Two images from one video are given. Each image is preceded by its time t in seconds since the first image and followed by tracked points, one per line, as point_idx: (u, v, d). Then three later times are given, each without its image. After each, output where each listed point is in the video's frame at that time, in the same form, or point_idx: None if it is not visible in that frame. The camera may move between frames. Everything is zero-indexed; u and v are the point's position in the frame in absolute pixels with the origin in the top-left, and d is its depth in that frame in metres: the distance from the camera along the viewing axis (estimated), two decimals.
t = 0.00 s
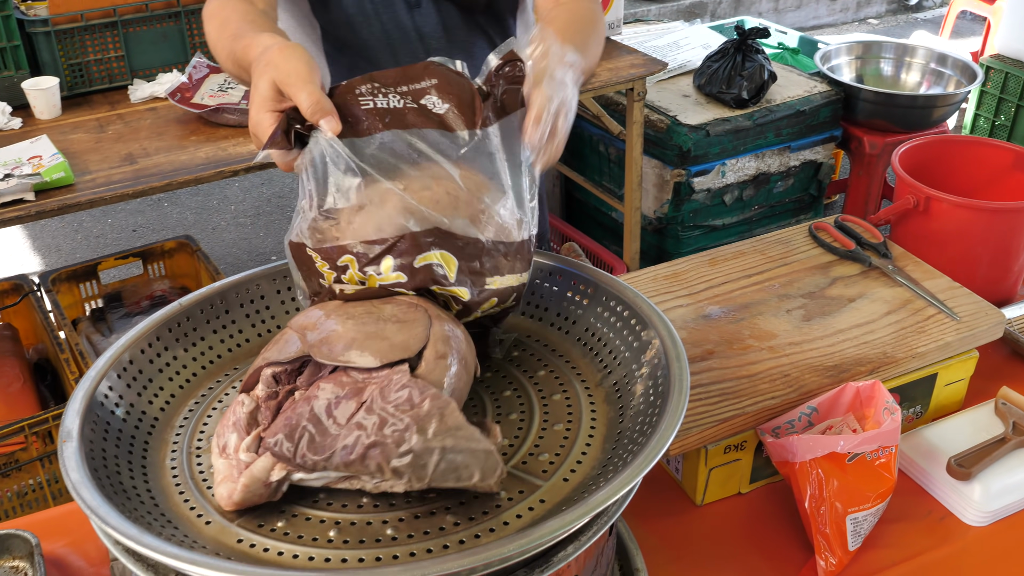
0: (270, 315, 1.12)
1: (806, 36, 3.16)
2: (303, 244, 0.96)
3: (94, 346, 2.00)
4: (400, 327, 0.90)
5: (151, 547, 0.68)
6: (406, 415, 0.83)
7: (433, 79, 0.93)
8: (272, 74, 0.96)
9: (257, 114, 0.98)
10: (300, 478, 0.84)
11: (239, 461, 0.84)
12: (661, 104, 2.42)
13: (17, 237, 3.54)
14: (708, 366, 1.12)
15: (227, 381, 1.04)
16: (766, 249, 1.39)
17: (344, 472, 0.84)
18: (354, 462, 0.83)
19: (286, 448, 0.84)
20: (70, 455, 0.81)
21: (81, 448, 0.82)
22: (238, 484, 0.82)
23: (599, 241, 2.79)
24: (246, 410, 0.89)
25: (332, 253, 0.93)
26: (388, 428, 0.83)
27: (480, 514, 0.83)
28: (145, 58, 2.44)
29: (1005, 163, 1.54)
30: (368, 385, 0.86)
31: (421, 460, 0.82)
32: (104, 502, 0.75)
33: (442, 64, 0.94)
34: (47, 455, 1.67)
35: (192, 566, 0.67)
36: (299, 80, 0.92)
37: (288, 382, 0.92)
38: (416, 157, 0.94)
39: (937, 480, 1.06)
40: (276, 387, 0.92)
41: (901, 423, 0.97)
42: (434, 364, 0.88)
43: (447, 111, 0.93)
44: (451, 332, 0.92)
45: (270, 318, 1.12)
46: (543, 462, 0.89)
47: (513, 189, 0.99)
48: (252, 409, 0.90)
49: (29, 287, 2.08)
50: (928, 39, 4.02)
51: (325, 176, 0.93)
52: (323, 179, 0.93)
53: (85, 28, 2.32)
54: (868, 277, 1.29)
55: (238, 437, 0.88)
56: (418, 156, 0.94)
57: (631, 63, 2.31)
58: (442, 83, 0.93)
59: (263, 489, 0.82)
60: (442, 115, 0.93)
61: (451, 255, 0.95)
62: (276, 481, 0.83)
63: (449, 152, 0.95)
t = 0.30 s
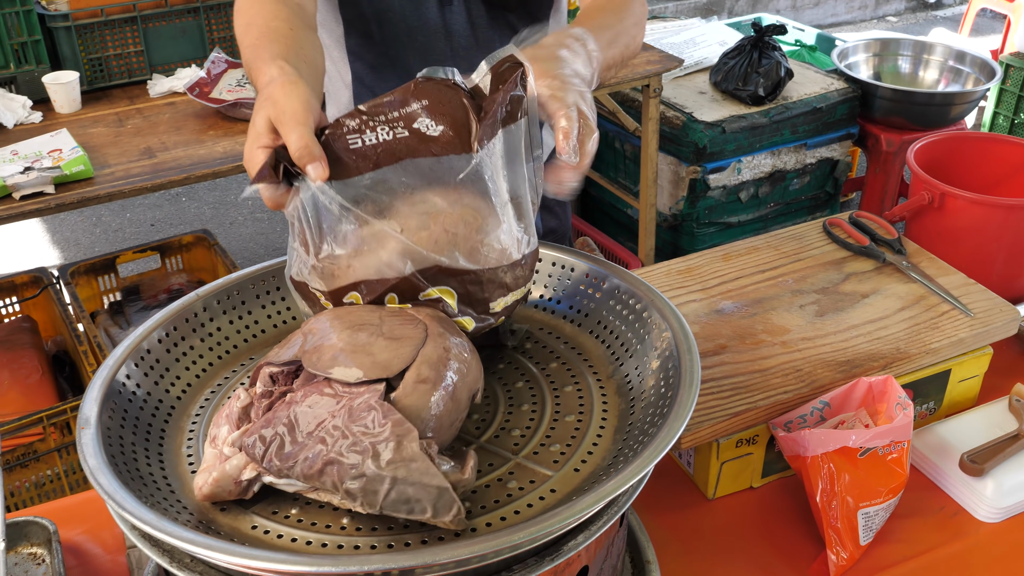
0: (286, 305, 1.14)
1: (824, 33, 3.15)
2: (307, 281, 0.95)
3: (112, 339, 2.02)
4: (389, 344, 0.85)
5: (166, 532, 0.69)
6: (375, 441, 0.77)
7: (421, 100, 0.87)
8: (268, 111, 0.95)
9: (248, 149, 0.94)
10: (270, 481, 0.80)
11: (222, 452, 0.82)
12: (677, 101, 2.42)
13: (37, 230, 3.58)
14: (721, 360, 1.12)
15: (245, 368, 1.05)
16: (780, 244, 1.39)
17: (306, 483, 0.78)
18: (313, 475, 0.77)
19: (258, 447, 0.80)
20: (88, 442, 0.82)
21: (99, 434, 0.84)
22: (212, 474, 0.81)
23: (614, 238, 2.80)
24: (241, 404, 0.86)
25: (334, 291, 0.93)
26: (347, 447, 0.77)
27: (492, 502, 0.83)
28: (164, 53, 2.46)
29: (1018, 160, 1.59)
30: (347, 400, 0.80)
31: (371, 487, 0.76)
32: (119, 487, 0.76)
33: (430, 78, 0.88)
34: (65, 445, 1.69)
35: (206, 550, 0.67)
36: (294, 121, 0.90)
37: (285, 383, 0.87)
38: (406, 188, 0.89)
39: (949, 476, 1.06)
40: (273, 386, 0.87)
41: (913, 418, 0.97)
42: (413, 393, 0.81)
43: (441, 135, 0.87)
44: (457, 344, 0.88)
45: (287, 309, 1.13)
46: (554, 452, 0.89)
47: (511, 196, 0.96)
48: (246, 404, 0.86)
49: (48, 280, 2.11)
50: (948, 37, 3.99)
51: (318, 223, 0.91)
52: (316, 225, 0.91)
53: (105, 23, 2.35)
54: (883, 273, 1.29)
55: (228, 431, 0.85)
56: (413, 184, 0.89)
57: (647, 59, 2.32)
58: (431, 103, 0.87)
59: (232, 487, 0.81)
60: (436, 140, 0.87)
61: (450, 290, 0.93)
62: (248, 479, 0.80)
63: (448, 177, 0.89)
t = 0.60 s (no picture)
0: (299, 302, 1.15)
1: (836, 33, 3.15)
2: (334, 285, 0.93)
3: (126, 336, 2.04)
4: (390, 354, 0.82)
5: (180, 525, 0.69)
6: (357, 450, 0.77)
7: (457, 121, 0.88)
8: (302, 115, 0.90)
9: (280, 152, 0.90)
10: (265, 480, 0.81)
11: (227, 447, 0.82)
12: (689, 101, 2.42)
13: (52, 228, 3.62)
14: (731, 358, 1.13)
15: (258, 364, 1.06)
16: (792, 244, 1.39)
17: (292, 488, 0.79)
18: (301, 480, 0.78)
19: (253, 446, 0.81)
20: (103, 436, 0.83)
21: (115, 428, 0.84)
22: (209, 468, 0.81)
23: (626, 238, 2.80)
24: (248, 401, 0.86)
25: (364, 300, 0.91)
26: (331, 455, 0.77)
27: (503, 497, 0.84)
28: (179, 53, 2.48)
29: None
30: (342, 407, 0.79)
31: (349, 499, 0.76)
32: (135, 480, 0.76)
33: (464, 104, 0.89)
34: (79, 442, 1.71)
35: (219, 543, 0.67)
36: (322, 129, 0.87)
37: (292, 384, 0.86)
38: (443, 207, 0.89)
39: (960, 475, 1.07)
40: (282, 385, 0.86)
41: (924, 416, 0.97)
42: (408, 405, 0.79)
43: (476, 153, 0.87)
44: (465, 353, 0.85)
45: (299, 306, 1.15)
46: (564, 449, 0.90)
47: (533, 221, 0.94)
48: (255, 400, 0.86)
49: (63, 278, 2.13)
50: (961, 38, 3.98)
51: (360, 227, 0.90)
52: (358, 229, 0.90)
53: (121, 23, 2.37)
54: (894, 272, 1.29)
55: (235, 425, 0.85)
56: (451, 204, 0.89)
57: (659, 59, 2.32)
58: (466, 125, 0.88)
59: (228, 482, 0.81)
60: (471, 159, 0.87)
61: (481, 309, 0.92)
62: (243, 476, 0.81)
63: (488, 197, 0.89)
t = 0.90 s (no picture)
0: (303, 301, 1.15)
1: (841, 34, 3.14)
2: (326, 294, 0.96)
3: (131, 336, 2.05)
4: (371, 370, 0.82)
5: (185, 524, 0.69)
6: (334, 467, 0.75)
7: (458, 138, 0.86)
8: (286, 118, 0.90)
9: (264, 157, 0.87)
10: (242, 495, 0.79)
11: (205, 455, 0.81)
12: (693, 102, 2.42)
13: (57, 227, 3.63)
14: (736, 358, 1.13)
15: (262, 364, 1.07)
16: (796, 244, 1.39)
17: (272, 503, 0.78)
18: (277, 497, 0.76)
19: (233, 460, 0.79)
20: (108, 435, 0.83)
21: (119, 428, 0.85)
22: (185, 473, 0.79)
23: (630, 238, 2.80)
24: (230, 412, 0.85)
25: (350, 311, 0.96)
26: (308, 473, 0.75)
27: (506, 497, 0.84)
28: (184, 52, 2.49)
29: None
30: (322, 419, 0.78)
31: (330, 516, 0.74)
32: (139, 479, 0.76)
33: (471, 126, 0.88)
34: (84, 442, 1.72)
35: (224, 541, 0.67)
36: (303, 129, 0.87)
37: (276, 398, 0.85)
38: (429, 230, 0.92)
39: (964, 476, 1.07)
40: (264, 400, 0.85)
41: (928, 417, 0.97)
42: (387, 424, 0.78)
43: (471, 174, 0.84)
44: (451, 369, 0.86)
45: (303, 305, 1.15)
46: (568, 448, 0.90)
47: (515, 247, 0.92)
48: (236, 412, 0.85)
49: (67, 277, 2.14)
50: (967, 38, 3.98)
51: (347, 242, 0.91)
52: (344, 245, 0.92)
53: (126, 23, 2.38)
54: (898, 273, 1.29)
55: (214, 436, 0.83)
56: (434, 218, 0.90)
57: (663, 60, 2.32)
58: (466, 144, 0.85)
59: (203, 492, 0.79)
60: (465, 179, 0.84)
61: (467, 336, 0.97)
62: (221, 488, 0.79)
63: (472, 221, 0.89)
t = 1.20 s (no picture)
0: (304, 301, 1.15)
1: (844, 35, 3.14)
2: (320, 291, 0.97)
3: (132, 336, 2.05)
4: (374, 367, 0.82)
5: (184, 524, 0.69)
6: (336, 463, 0.75)
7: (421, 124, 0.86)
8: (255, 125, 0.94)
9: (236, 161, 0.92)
10: (243, 492, 0.79)
11: (207, 453, 0.81)
12: (695, 102, 2.42)
13: (58, 227, 3.63)
14: (737, 359, 1.13)
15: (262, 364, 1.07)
16: (797, 245, 1.39)
17: (273, 500, 0.77)
18: (278, 494, 0.76)
19: (235, 456, 0.79)
20: (108, 435, 0.83)
21: (119, 428, 0.84)
22: (187, 473, 0.79)
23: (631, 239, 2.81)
24: (232, 410, 0.84)
25: (342, 310, 0.97)
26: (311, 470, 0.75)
27: (506, 497, 0.84)
28: (185, 53, 2.49)
29: None
30: (324, 418, 0.78)
31: (331, 512, 0.74)
32: (139, 479, 0.76)
33: (435, 103, 0.86)
34: (85, 441, 1.72)
35: (223, 541, 0.67)
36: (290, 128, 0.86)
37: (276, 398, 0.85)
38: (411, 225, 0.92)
39: (965, 478, 1.07)
40: (267, 398, 0.85)
41: (930, 418, 0.97)
42: (388, 421, 0.78)
43: (436, 160, 0.86)
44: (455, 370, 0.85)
45: (303, 305, 1.15)
46: (568, 449, 0.90)
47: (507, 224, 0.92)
48: (239, 410, 0.84)
49: (68, 277, 2.14)
50: (969, 39, 3.97)
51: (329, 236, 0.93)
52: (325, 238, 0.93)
53: (127, 23, 2.38)
54: (900, 273, 1.29)
55: (216, 434, 0.83)
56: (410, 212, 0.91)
57: (665, 60, 2.32)
58: (430, 130, 0.85)
59: (204, 490, 0.79)
60: (430, 165, 0.86)
61: (456, 325, 0.96)
62: (222, 485, 0.79)
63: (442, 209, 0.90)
